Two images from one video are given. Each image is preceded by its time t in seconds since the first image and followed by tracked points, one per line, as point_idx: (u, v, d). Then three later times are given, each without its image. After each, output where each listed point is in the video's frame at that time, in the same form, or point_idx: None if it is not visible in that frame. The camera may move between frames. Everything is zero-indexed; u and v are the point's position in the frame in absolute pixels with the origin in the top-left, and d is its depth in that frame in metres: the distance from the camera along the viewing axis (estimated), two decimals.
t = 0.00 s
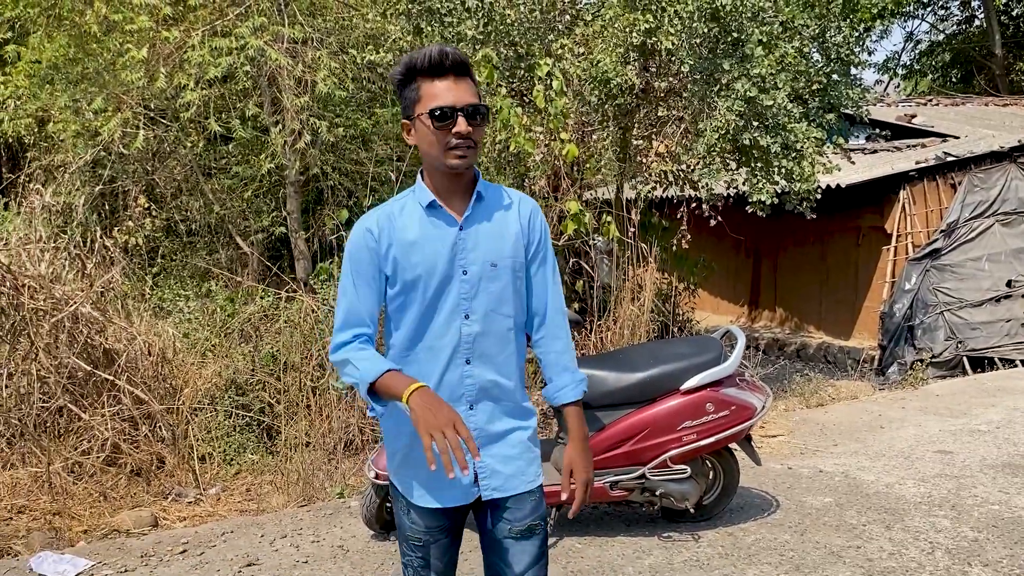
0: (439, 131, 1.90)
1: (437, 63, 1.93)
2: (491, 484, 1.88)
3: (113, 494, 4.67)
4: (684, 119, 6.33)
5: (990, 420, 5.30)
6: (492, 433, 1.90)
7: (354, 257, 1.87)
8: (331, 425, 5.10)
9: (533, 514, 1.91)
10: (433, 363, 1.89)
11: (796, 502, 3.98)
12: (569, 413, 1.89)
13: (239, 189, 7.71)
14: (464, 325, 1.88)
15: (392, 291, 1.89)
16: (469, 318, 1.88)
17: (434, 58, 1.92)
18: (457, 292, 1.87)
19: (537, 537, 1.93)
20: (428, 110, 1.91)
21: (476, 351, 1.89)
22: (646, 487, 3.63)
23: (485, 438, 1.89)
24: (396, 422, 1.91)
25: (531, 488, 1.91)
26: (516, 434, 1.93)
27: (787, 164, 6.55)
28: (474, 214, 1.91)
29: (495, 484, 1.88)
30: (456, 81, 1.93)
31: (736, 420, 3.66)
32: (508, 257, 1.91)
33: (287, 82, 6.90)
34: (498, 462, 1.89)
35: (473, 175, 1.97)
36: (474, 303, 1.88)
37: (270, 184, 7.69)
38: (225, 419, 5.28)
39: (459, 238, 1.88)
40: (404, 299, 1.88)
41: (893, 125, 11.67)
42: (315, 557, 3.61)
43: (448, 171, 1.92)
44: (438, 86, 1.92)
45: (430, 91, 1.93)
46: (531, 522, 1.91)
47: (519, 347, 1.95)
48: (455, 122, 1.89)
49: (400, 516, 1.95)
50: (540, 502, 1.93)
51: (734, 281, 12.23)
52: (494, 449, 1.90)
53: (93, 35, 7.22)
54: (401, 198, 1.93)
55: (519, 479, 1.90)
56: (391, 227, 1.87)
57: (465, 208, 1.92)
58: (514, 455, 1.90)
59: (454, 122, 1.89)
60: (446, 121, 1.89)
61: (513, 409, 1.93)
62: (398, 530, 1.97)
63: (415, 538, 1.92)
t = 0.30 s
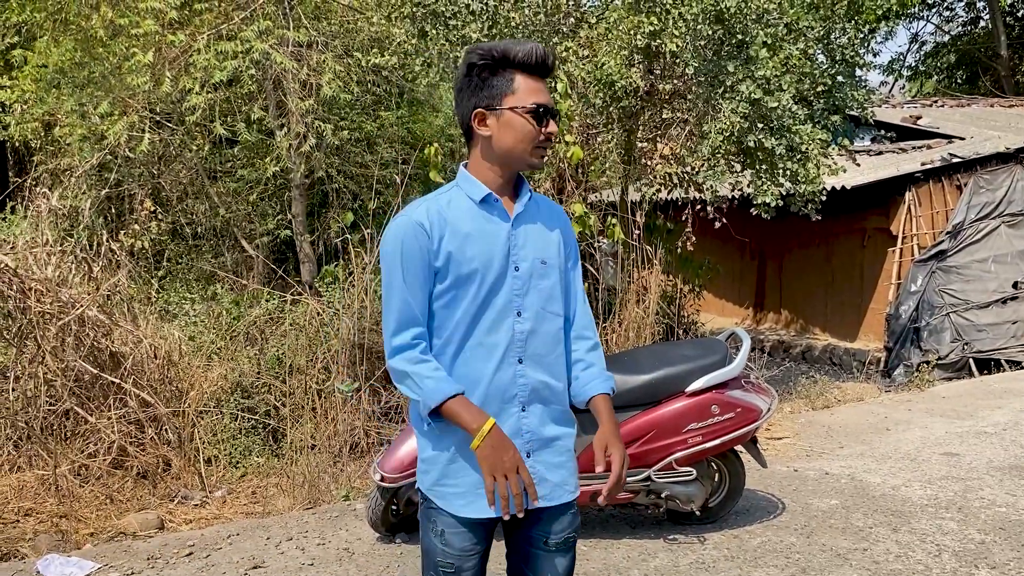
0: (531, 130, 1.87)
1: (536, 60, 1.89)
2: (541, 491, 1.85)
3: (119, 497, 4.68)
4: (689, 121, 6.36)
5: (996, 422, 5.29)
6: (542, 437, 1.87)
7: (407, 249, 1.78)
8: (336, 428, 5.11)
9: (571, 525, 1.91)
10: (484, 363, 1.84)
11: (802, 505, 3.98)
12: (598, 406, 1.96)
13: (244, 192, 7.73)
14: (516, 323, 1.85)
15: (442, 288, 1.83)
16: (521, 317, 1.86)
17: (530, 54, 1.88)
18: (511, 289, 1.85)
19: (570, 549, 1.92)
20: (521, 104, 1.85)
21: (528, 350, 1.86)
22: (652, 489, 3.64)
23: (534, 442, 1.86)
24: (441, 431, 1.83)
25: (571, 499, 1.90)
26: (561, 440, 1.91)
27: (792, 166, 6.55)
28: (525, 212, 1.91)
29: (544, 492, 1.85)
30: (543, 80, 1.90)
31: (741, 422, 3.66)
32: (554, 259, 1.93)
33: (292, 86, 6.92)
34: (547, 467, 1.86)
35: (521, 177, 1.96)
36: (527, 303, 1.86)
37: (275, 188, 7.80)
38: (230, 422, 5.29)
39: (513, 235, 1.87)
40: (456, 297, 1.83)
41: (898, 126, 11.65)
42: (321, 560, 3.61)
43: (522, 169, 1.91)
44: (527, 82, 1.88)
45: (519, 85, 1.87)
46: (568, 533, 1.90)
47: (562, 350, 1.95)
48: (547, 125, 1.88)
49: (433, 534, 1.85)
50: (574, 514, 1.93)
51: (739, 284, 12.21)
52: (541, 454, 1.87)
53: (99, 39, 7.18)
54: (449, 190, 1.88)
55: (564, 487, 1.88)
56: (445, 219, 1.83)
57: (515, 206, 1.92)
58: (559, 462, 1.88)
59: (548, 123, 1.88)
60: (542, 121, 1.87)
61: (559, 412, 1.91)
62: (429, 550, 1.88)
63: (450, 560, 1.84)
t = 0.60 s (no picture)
0: (561, 134, 1.88)
1: (566, 65, 1.90)
2: (567, 490, 1.86)
3: (121, 499, 4.68)
4: (689, 121, 6.34)
5: (999, 421, 5.28)
6: (566, 438, 1.87)
7: (447, 248, 1.71)
8: (338, 429, 5.11)
9: (584, 524, 1.93)
10: (516, 365, 1.81)
11: (804, 504, 3.97)
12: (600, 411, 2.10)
13: (245, 194, 7.74)
14: (542, 323, 1.85)
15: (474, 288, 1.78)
16: (545, 317, 1.86)
17: (566, 62, 1.89)
18: (537, 289, 1.84)
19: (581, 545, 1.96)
20: (557, 109, 1.86)
21: (553, 350, 1.86)
22: (653, 489, 3.64)
23: (561, 443, 1.86)
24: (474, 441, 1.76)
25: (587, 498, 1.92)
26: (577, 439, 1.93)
27: (793, 166, 6.54)
28: (541, 213, 1.91)
29: (569, 492, 1.86)
30: (569, 88, 1.93)
31: (742, 422, 3.66)
32: (565, 258, 1.95)
33: (292, 87, 6.92)
34: (571, 466, 1.88)
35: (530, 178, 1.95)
36: (551, 304, 1.87)
37: (276, 189, 7.81)
38: (232, 423, 5.30)
39: (536, 234, 1.87)
40: (489, 297, 1.79)
41: (899, 125, 11.62)
42: (323, 561, 3.61)
43: (541, 171, 1.91)
44: (559, 88, 1.89)
45: (553, 89, 1.87)
46: (585, 529, 1.93)
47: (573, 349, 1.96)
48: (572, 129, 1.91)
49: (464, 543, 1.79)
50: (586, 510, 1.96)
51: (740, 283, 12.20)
52: (567, 454, 1.87)
53: (100, 42, 7.18)
54: (471, 189, 1.83)
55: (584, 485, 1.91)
56: (477, 217, 1.78)
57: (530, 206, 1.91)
58: (581, 460, 1.90)
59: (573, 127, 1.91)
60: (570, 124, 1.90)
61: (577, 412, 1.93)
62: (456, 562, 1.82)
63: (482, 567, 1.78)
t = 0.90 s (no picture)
0: (537, 138, 1.91)
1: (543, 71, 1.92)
2: (563, 480, 1.88)
3: (122, 500, 4.68)
4: (688, 118, 6.33)
5: (998, 417, 5.28)
6: (556, 430, 1.90)
7: (444, 252, 1.69)
8: (337, 429, 5.10)
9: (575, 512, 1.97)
10: (510, 363, 1.82)
11: (805, 501, 3.97)
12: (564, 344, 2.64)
13: (243, 194, 7.72)
14: (528, 319, 1.86)
15: (468, 290, 1.77)
16: (530, 313, 1.87)
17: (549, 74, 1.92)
18: (522, 287, 1.86)
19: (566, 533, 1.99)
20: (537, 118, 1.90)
21: (538, 345, 1.89)
22: (654, 487, 3.64)
23: (554, 435, 1.89)
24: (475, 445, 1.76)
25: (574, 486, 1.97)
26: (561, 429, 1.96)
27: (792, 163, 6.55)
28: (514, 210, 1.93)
29: (565, 480, 1.88)
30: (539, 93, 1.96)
31: (743, 419, 3.66)
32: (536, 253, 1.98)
33: (290, 86, 6.92)
34: (563, 457, 1.90)
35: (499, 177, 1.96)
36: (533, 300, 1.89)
37: (275, 189, 7.85)
38: (232, 423, 5.29)
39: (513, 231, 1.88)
40: (482, 299, 1.79)
41: (898, 122, 11.58)
42: (324, 561, 3.61)
43: (511, 172, 1.92)
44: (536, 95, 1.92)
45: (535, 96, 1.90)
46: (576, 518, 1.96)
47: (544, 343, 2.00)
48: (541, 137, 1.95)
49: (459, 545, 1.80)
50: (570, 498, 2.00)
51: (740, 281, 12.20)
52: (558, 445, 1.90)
53: (98, 43, 7.18)
54: (453, 189, 1.81)
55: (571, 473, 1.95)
56: (466, 218, 1.77)
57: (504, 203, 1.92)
58: (568, 449, 1.94)
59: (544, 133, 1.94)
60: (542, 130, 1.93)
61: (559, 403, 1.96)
62: (451, 562, 1.82)
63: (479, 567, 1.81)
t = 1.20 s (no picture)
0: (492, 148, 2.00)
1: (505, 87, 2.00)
2: (515, 467, 1.99)
3: (124, 498, 4.68)
4: (688, 113, 6.34)
5: (999, 410, 5.29)
6: (506, 419, 2.05)
7: (410, 262, 1.78)
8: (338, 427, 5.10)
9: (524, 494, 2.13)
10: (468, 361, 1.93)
11: (806, 495, 3.98)
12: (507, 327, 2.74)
13: (243, 192, 7.71)
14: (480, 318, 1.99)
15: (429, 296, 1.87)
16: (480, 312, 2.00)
17: (508, 86, 1.99)
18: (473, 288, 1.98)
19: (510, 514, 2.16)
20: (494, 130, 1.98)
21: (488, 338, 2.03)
22: (655, 482, 3.64)
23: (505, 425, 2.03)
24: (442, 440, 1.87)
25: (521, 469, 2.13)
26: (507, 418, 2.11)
27: (793, 158, 6.52)
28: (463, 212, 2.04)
29: (518, 468, 2.00)
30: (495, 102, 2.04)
31: (743, 413, 3.66)
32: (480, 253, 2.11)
33: (289, 84, 6.91)
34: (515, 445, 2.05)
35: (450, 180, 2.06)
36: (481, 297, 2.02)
37: (275, 187, 7.82)
38: (234, 421, 5.29)
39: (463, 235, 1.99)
40: (442, 301, 1.90)
41: (897, 116, 11.60)
42: (326, 557, 3.62)
43: (463, 179, 2.02)
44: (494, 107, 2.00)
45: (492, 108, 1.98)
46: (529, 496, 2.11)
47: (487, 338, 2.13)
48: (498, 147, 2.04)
49: (416, 535, 1.95)
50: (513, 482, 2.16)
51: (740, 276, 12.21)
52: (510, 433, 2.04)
53: (97, 42, 7.17)
54: (409, 198, 1.90)
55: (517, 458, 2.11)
56: (426, 228, 1.86)
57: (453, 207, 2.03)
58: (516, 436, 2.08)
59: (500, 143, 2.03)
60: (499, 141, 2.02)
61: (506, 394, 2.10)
62: (409, 550, 1.95)
63: (434, 556, 1.96)
